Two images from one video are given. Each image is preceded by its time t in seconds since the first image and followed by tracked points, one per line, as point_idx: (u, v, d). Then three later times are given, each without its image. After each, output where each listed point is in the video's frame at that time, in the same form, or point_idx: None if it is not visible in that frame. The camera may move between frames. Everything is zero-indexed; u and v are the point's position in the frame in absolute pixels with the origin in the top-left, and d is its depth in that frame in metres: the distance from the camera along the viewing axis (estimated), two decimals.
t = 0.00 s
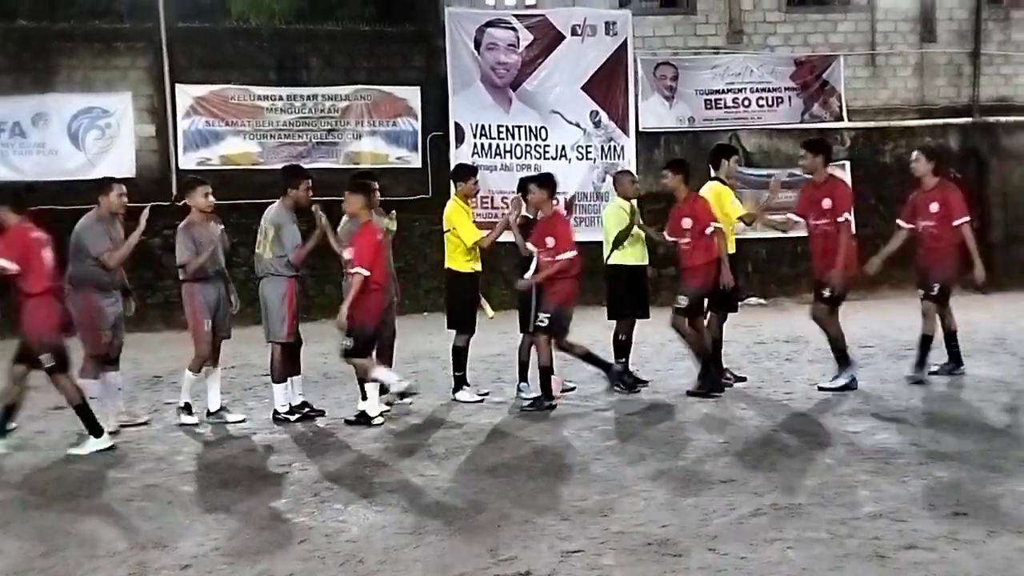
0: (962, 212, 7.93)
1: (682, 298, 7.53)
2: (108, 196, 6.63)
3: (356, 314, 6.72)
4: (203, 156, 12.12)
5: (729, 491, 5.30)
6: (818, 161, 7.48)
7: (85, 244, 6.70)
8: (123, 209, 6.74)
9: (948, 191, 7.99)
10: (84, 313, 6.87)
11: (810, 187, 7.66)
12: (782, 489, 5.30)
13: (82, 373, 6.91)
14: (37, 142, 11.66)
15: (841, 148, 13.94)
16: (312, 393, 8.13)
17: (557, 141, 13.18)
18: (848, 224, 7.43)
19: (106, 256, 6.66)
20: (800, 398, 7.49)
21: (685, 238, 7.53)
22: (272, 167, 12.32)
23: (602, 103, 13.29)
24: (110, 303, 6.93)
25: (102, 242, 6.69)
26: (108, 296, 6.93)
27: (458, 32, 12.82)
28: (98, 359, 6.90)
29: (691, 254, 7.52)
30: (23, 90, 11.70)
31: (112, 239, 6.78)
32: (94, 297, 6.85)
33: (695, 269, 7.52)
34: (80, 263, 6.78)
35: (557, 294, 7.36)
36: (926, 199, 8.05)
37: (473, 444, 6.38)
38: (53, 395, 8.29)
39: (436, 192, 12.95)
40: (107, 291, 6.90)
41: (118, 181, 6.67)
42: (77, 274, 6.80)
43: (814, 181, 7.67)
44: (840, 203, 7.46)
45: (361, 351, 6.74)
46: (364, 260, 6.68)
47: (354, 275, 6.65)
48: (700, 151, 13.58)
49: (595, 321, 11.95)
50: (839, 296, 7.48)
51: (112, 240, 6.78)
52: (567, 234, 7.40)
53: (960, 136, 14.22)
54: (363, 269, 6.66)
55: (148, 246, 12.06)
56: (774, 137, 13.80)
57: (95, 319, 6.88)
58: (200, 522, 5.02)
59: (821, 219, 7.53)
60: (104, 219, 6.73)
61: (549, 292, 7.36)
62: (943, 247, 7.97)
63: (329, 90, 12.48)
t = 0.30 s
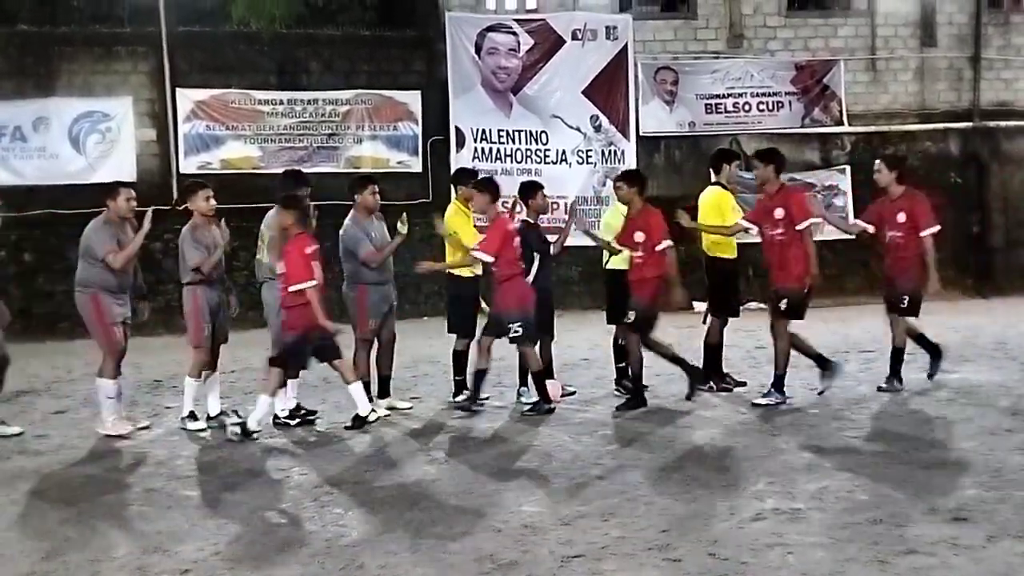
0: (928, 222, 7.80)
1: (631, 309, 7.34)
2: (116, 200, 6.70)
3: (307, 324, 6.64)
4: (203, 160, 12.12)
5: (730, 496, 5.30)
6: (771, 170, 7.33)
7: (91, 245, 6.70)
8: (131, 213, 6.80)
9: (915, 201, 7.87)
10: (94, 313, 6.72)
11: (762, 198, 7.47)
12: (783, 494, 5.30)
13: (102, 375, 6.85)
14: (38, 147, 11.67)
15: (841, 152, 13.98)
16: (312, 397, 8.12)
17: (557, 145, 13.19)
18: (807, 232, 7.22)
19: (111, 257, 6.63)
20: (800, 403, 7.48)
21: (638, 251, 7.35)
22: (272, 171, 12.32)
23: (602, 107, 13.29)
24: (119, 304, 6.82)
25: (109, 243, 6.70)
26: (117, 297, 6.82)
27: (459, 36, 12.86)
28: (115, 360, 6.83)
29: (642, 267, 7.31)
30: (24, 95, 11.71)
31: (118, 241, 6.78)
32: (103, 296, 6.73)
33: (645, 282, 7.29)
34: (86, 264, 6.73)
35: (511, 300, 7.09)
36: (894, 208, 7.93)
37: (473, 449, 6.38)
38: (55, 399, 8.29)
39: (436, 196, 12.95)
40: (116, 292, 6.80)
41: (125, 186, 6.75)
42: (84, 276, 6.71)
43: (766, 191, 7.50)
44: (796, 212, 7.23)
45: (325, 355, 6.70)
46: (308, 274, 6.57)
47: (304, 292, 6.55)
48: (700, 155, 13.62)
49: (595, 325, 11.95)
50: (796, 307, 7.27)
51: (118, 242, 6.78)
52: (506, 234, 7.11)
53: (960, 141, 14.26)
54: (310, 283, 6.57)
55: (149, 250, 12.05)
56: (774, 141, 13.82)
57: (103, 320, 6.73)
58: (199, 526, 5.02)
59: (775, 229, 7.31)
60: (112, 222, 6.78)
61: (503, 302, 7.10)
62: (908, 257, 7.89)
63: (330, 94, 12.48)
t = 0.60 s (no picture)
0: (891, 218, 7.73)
1: (603, 318, 7.28)
2: (121, 202, 6.68)
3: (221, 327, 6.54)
4: (205, 162, 12.13)
5: (732, 496, 5.30)
6: (722, 171, 7.29)
7: (98, 249, 6.70)
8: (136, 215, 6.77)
9: (879, 197, 7.81)
10: (101, 319, 6.71)
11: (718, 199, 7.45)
12: (785, 495, 5.30)
13: (105, 380, 6.81)
14: (40, 148, 11.68)
15: (842, 153, 13.97)
16: (314, 399, 8.13)
17: (558, 146, 13.20)
18: (751, 232, 7.20)
19: (121, 262, 6.63)
20: (801, 403, 7.47)
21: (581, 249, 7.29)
22: (274, 172, 12.33)
23: (603, 108, 13.29)
24: (126, 308, 6.84)
25: (116, 246, 6.69)
26: (123, 301, 6.83)
27: (461, 38, 12.87)
28: (118, 364, 6.81)
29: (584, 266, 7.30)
30: (26, 96, 11.73)
31: (124, 245, 6.77)
32: (110, 302, 6.74)
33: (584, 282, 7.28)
34: (93, 269, 6.75)
35: (453, 304, 7.15)
36: (860, 206, 7.89)
37: (475, 449, 6.38)
38: (57, 400, 8.30)
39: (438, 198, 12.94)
40: (123, 296, 6.81)
41: (130, 188, 6.71)
42: (93, 281, 6.72)
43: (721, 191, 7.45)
44: (744, 207, 7.20)
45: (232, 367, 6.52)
46: (216, 274, 6.45)
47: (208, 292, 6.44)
48: (701, 156, 13.62)
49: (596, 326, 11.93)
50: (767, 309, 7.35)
51: (125, 245, 6.78)
52: (450, 238, 7.17)
53: (962, 141, 14.25)
54: (214, 284, 6.44)
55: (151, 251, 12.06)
56: (776, 142, 13.81)
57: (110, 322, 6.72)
58: (201, 528, 5.02)
59: (726, 230, 7.30)
60: (117, 225, 6.76)
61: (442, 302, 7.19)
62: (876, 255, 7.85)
63: (332, 95, 12.49)
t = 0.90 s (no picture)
0: (839, 224, 7.34)
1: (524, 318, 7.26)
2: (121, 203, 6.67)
3: (152, 334, 6.22)
4: (204, 162, 12.11)
5: (732, 496, 5.30)
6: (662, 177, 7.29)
7: (99, 250, 6.70)
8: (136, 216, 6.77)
9: (829, 203, 7.43)
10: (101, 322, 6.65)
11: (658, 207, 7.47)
12: (784, 495, 5.29)
13: (103, 383, 6.72)
14: (38, 149, 11.67)
15: (841, 152, 13.96)
16: (313, 399, 8.12)
17: (557, 146, 13.19)
18: (692, 235, 7.20)
19: (122, 263, 6.64)
20: (801, 403, 7.47)
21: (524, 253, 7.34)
22: (273, 173, 12.32)
23: (602, 108, 13.30)
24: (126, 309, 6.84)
25: (117, 249, 6.71)
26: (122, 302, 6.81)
27: (460, 38, 12.87)
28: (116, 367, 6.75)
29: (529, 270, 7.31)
30: (25, 98, 11.73)
31: (124, 246, 6.78)
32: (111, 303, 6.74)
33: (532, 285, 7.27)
34: (94, 270, 6.78)
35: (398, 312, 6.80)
36: (809, 213, 7.52)
37: (475, 450, 6.38)
38: (56, 401, 8.30)
39: (437, 198, 12.91)
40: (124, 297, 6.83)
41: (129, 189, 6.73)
42: (93, 283, 6.75)
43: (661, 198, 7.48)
44: (684, 215, 7.23)
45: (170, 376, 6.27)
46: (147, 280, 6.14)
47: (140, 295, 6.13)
48: (700, 156, 13.61)
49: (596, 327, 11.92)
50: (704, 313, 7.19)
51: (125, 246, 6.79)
52: (397, 245, 6.84)
53: (960, 140, 14.26)
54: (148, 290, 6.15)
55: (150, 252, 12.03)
56: (776, 141, 13.78)
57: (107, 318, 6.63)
58: (201, 529, 5.02)
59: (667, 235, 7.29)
60: (117, 226, 6.76)
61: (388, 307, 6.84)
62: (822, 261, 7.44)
63: (330, 96, 12.49)
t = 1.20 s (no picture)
0: (798, 219, 7.33)
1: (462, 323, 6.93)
2: (116, 202, 6.65)
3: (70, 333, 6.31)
4: (204, 161, 12.10)
5: (732, 496, 5.29)
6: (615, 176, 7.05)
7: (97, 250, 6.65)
8: (132, 215, 6.76)
9: (785, 199, 7.40)
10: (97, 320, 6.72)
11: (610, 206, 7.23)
12: (784, 495, 5.28)
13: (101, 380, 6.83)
14: (39, 148, 11.66)
15: (842, 152, 13.95)
16: (313, 398, 8.12)
17: (558, 146, 13.19)
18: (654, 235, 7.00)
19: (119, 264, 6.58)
20: (802, 403, 7.46)
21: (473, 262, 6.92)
22: (273, 172, 12.31)
23: (603, 108, 13.29)
24: (124, 308, 6.86)
25: (113, 248, 6.68)
26: (121, 300, 6.84)
27: (460, 37, 12.87)
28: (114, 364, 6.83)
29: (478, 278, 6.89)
30: (25, 97, 11.73)
31: (121, 246, 6.73)
32: (110, 303, 6.74)
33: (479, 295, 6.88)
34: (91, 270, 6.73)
35: (343, 312, 6.69)
36: (765, 210, 7.47)
37: (474, 449, 6.37)
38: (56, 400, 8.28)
39: (437, 198, 12.89)
40: (121, 296, 6.82)
41: (125, 187, 6.71)
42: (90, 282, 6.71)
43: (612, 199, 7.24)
44: (643, 215, 7.02)
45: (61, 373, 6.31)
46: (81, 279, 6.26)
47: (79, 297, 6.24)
48: (700, 155, 13.60)
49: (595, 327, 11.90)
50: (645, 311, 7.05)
51: (122, 247, 6.74)
52: (339, 244, 6.72)
53: (961, 140, 14.24)
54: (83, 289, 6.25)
55: (150, 251, 12.03)
56: (776, 141, 13.77)
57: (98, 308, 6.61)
58: (199, 528, 5.01)
59: (622, 236, 7.08)
60: (113, 225, 6.75)
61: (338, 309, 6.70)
62: (787, 259, 7.38)
63: (331, 95, 12.49)
